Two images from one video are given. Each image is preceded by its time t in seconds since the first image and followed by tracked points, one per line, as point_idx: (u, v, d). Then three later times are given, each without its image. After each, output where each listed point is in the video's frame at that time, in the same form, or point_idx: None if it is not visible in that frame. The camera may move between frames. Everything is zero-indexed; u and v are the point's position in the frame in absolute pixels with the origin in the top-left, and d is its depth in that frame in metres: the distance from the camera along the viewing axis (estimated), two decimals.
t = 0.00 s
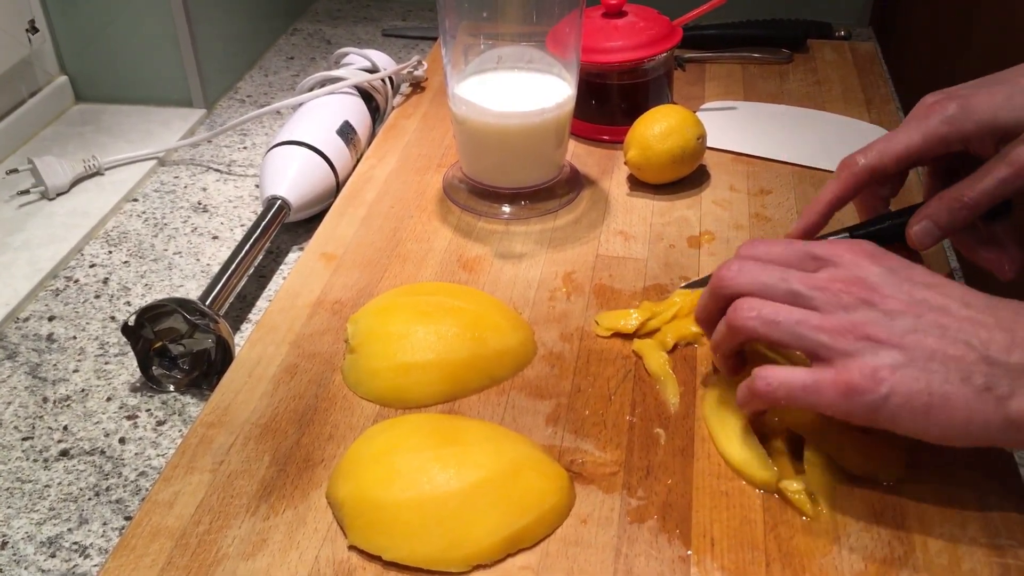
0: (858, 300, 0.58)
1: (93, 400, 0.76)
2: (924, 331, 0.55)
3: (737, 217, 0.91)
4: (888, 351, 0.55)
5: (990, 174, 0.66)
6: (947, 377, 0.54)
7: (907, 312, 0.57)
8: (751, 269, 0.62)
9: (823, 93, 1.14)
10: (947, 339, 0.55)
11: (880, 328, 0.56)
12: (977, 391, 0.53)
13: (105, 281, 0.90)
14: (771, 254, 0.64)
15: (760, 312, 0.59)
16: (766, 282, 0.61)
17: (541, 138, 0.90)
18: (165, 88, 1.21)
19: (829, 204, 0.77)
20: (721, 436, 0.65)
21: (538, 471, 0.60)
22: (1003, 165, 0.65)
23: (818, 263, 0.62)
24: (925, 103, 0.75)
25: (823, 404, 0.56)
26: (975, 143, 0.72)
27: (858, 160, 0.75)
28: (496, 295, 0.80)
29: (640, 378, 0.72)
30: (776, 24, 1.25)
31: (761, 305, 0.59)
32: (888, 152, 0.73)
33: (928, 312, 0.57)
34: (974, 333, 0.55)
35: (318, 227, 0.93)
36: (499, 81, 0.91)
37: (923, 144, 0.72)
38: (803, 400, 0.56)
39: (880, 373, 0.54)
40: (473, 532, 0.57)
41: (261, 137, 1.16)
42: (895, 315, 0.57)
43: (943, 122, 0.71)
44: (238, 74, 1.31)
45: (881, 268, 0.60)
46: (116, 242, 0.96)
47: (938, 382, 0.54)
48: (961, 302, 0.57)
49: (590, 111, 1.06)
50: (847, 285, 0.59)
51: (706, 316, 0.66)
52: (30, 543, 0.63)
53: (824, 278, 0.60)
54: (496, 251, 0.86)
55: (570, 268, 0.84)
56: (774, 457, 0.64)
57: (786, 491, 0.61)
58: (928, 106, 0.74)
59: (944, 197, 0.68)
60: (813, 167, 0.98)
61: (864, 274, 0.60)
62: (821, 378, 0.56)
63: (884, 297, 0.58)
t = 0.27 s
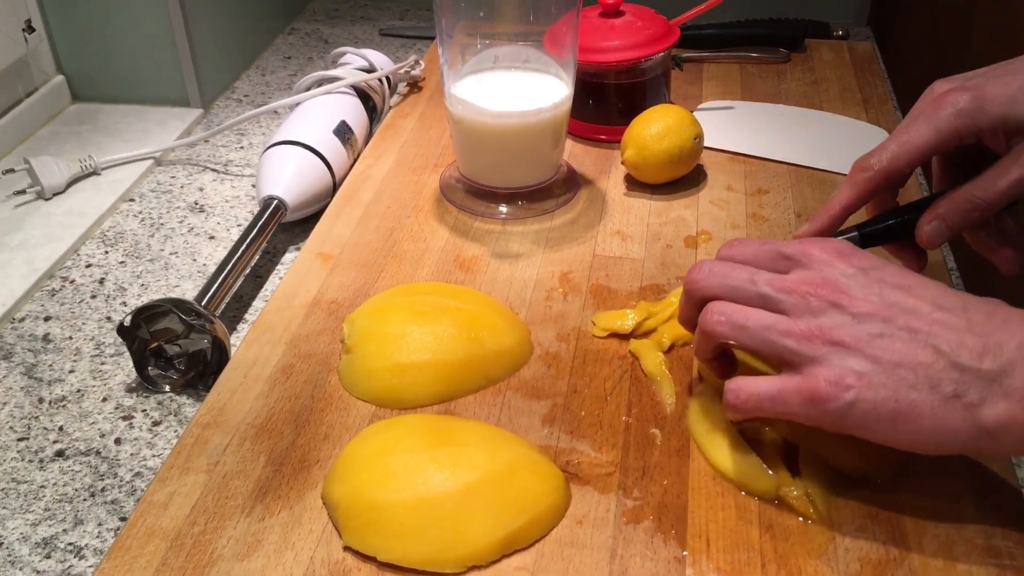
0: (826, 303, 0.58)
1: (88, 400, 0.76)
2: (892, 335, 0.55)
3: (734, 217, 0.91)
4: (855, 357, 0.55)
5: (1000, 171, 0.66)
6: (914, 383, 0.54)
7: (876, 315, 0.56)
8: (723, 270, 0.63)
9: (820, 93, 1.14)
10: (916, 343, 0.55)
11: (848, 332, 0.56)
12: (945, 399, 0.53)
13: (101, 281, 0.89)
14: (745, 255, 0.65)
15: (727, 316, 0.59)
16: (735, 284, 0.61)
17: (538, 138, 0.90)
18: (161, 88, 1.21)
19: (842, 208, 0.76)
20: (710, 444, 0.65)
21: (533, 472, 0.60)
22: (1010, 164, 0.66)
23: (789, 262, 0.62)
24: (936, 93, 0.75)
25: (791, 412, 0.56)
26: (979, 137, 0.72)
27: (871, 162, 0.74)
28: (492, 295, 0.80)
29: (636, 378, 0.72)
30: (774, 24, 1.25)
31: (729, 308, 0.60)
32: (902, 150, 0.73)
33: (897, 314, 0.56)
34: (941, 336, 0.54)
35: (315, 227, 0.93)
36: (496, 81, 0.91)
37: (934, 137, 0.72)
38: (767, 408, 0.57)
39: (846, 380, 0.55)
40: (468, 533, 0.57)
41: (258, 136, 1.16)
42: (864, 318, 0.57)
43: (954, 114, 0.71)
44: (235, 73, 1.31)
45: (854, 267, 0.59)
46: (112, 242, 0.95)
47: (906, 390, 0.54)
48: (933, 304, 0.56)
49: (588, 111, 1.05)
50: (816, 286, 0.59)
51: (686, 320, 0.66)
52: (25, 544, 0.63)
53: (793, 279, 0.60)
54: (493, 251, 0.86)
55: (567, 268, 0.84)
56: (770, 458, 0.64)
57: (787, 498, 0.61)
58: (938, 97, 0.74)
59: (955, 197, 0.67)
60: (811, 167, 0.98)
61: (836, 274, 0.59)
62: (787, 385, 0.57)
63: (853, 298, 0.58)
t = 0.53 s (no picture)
0: (814, 306, 0.58)
1: (84, 399, 0.76)
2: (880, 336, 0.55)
3: (729, 216, 0.91)
4: (844, 360, 0.55)
5: (969, 228, 0.67)
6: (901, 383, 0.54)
7: (863, 317, 0.56)
8: (712, 277, 0.63)
9: (816, 92, 1.14)
10: (903, 343, 0.54)
11: (836, 335, 0.56)
12: (934, 399, 0.53)
13: (98, 280, 0.90)
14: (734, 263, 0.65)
15: (715, 327, 0.60)
16: (724, 290, 0.62)
17: (534, 138, 0.90)
18: (158, 88, 1.21)
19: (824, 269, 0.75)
20: (705, 441, 0.65)
21: (527, 469, 0.61)
22: (981, 220, 0.66)
23: (778, 269, 0.62)
24: (908, 145, 0.72)
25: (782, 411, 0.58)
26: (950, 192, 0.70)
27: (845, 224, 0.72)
28: (487, 294, 0.80)
29: (630, 377, 0.72)
30: (770, 23, 1.25)
31: (717, 318, 0.60)
32: (877, 211, 0.70)
33: (885, 315, 0.56)
34: (929, 336, 0.54)
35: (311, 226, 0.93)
36: (492, 81, 0.91)
37: (911, 199, 0.69)
38: (762, 407, 0.58)
39: (836, 383, 0.55)
40: (462, 531, 0.57)
41: (255, 136, 1.16)
42: (851, 320, 0.56)
43: (928, 171, 0.68)
44: (232, 74, 1.31)
45: (840, 271, 0.59)
46: (109, 241, 0.96)
47: (893, 390, 0.54)
48: (921, 303, 0.56)
49: (583, 110, 1.06)
50: (804, 289, 0.59)
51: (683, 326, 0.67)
52: (20, 542, 0.63)
53: (781, 283, 0.60)
54: (488, 250, 0.87)
55: (562, 267, 0.84)
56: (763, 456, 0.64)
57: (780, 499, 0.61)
58: (910, 150, 0.71)
59: (927, 252, 0.69)
60: (806, 166, 0.98)
61: (825, 278, 0.59)
62: (779, 388, 0.58)
63: (841, 300, 0.57)
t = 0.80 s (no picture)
0: (839, 331, 0.55)
1: (79, 398, 0.76)
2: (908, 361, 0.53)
3: (723, 215, 0.91)
4: (873, 387, 0.53)
5: (1010, 225, 0.62)
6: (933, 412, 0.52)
7: (890, 342, 0.54)
8: (728, 300, 0.59)
9: (810, 92, 1.14)
10: (933, 368, 0.53)
11: (863, 361, 0.54)
12: (967, 426, 0.52)
13: (94, 280, 0.90)
14: (750, 285, 0.62)
15: (736, 353, 0.56)
16: (743, 314, 0.58)
17: (528, 137, 0.90)
18: (155, 88, 1.21)
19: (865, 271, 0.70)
20: (693, 446, 0.64)
21: (520, 467, 0.61)
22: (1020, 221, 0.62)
23: (794, 292, 0.60)
24: (943, 151, 0.69)
25: (809, 446, 0.55)
26: (990, 194, 0.67)
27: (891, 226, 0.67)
28: (482, 293, 0.80)
29: (623, 375, 0.72)
30: (765, 23, 1.25)
31: (738, 344, 0.57)
32: (919, 212, 0.66)
33: (911, 340, 0.54)
34: (957, 360, 0.53)
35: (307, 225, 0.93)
36: (487, 81, 0.91)
37: (951, 201, 0.66)
38: (787, 442, 0.56)
39: (865, 412, 0.53)
40: (454, 527, 0.57)
41: (251, 136, 1.16)
42: (878, 346, 0.54)
43: (968, 175, 0.65)
44: (228, 74, 1.31)
45: (862, 292, 0.57)
46: (105, 241, 0.96)
47: (926, 417, 0.52)
48: (946, 326, 0.54)
49: (579, 110, 1.06)
50: (827, 314, 0.56)
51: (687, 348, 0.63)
52: (16, 540, 0.64)
53: (800, 307, 0.57)
54: (482, 249, 0.87)
55: (556, 266, 0.84)
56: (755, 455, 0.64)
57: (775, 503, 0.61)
58: (948, 155, 0.68)
59: (969, 250, 0.64)
60: (800, 166, 0.99)
61: (846, 301, 0.56)
62: (804, 421, 0.55)
63: (867, 325, 0.55)
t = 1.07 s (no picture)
0: (835, 331, 0.55)
1: (73, 396, 0.76)
2: (906, 357, 0.53)
3: (716, 213, 0.92)
4: (870, 388, 0.53)
5: (986, 198, 0.61)
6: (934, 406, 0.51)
7: (886, 340, 0.54)
8: (724, 309, 0.59)
9: (805, 90, 1.14)
10: (932, 364, 0.52)
11: (859, 361, 0.53)
12: (969, 419, 0.51)
13: (88, 278, 0.90)
14: (744, 287, 0.61)
15: (733, 372, 0.56)
16: (739, 321, 0.58)
17: (522, 135, 0.90)
18: (149, 87, 1.21)
19: (835, 240, 0.70)
20: (688, 442, 0.65)
21: (511, 464, 0.61)
22: (1001, 189, 0.61)
23: (787, 293, 0.59)
24: (926, 111, 0.68)
25: (817, 453, 0.55)
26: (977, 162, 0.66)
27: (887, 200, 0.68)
28: (475, 291, 0.81)
29: (615, 373, 0.72)
30: (760, 22, 1.25)
31: (735, 362, 0.56)
32: (896, 177, 0.66)
33: (907, 337, 0.54)
34: (958, 354, 0.52)
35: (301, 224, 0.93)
36: (480, 79, 0.91)
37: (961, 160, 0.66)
38: (795, 450, 0.56)
39: (864, 413, 0.52)
40: (446, 524, 0.57)
41: (246, 135, 1.16)
42: (875, 344, 0.54)
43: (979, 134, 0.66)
44: (223, 73, 1.31)
45: (856, 292, 0.57)
46: (99, 240, 0.96)
47: (927, 413, 0.51)
48: (943, 321, 0.54)
49: (573, 108, 1.06)
50: (822, 316, 0.56)
51: (686, 356, 0.62)
52: (8, 538, 0.64)
53: (795, 311, 0.57)
54: (476, 247, 0.87)
55: (550, 264, 0.85)
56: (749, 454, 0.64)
57: (765, 503, 0.60)
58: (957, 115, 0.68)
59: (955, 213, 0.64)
60: (793, 164, 0.99)
61: (840, 302, 0.56)
62: (808, 428, 0.55)
63: (861, 323, 0.55)
